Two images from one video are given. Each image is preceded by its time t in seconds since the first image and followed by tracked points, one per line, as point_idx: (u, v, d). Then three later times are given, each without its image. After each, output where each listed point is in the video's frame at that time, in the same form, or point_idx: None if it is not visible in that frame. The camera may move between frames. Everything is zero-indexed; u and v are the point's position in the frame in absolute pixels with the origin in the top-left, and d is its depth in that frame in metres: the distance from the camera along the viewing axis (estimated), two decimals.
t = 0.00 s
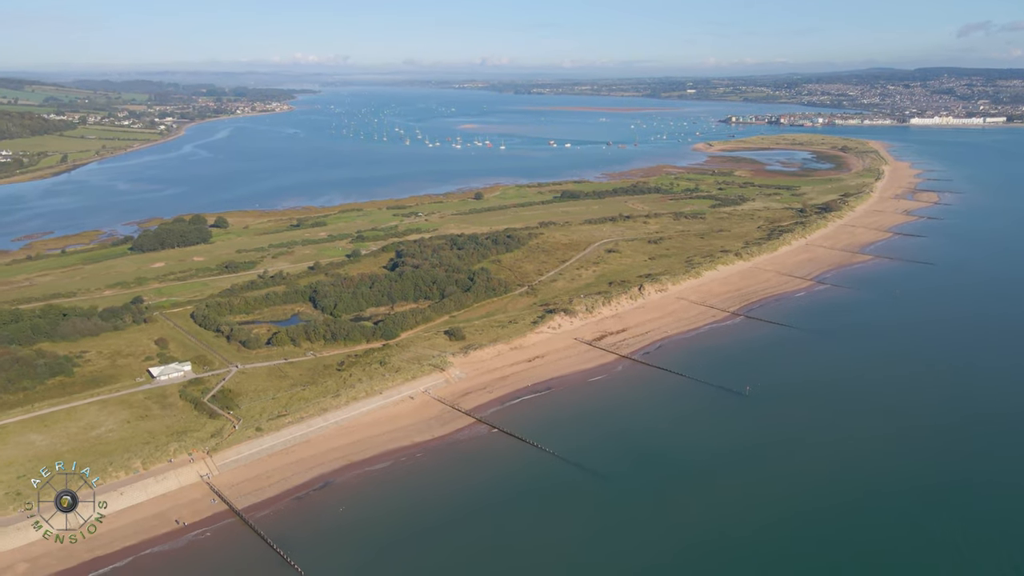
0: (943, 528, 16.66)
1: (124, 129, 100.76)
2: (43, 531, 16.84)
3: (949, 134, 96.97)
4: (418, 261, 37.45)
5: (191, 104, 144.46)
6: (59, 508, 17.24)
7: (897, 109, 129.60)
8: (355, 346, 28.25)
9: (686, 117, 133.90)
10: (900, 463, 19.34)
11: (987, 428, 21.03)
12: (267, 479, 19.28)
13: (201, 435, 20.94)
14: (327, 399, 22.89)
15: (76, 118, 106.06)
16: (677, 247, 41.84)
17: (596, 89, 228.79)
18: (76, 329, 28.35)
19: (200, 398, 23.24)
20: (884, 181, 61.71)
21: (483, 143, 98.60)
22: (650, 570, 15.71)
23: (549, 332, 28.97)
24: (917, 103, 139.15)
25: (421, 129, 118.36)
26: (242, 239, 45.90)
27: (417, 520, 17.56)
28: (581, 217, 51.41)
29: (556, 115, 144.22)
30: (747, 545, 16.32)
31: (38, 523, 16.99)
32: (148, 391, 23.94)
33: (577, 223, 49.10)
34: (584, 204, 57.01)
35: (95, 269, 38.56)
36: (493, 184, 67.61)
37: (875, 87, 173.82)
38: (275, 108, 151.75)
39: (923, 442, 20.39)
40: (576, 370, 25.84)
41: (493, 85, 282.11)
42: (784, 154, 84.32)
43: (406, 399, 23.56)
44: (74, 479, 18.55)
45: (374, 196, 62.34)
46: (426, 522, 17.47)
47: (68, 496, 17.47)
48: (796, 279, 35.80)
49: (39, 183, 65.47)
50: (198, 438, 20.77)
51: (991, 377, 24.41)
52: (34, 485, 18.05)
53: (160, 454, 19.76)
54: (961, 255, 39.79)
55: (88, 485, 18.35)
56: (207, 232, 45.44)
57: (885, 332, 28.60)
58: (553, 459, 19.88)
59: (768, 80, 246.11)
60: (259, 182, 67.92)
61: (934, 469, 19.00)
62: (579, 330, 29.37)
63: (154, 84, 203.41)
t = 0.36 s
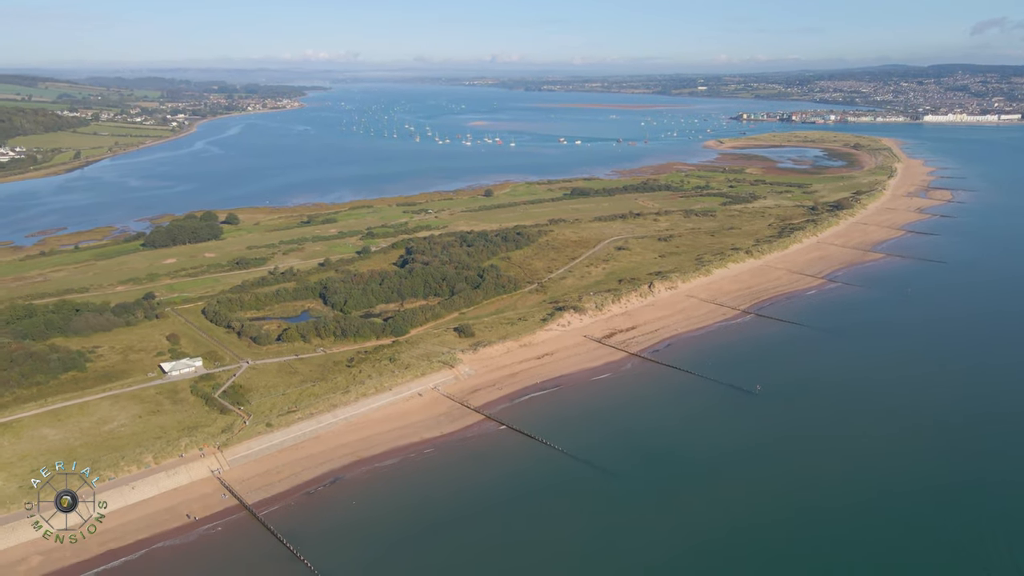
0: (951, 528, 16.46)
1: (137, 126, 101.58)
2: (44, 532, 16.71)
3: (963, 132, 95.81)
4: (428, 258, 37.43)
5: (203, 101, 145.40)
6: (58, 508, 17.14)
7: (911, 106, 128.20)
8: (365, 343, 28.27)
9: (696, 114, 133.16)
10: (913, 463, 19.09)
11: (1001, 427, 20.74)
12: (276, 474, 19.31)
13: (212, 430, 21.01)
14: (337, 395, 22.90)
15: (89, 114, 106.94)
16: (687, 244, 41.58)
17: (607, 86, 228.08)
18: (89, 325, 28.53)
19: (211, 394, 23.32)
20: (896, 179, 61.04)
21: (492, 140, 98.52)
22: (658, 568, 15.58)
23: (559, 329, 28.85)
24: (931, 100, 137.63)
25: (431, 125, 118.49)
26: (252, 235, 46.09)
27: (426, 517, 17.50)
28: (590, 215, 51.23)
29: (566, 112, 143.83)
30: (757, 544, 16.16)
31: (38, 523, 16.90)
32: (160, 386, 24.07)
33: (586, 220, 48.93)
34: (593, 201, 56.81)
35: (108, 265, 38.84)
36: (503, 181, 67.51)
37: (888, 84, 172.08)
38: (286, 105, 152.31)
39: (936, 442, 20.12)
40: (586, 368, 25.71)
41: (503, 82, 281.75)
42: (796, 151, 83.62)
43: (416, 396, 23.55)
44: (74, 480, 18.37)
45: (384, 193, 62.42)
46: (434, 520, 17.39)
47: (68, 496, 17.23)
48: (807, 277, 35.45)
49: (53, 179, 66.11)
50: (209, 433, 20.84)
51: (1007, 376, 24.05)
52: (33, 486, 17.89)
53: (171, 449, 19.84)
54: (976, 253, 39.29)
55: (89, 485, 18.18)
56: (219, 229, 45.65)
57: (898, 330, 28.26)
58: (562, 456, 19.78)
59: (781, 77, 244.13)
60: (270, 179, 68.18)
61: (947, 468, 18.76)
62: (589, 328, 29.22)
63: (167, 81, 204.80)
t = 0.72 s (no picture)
0: (965, 528, 16.24)
1: (149, 123, 102.29)
2: (43, 532, 16.59)
3: (978, 129, 94.68)
4: (438, 255, 37.40)
5: (215, 98, 146.24)
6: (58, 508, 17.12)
7: (924, 104, 126.90)
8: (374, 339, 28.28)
9: (707, 111, 132.38)
10: (925, 462, 18.87)
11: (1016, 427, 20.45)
12: (286, 470, 19.35)
13: (223, 425, 21.08)
14: (347, 392, 22.93)
15: (102, 111, 107.78)
16: (697, 242, 41.30)
17: (617, 83, 227.06)
18: (101, 320, 28.72)
19: (222, 389, 23.42)
20: (909, 176, 60.41)
21: (502, 137, 98.40)
22: (667, 567, 15.46)
23: (568, 327, 28.73)
24: (945, 97, 136.15)
25: (441, 123, 118.57)
26: (263, 232, 46.27)
27: (435, 514, 17.46)
28: (600, 212, 51.05)
29: (577, 110, 143.42)
30: (766, 543, 16.01)
31: (37, 523, 16.78)
32: (172, 382, 24.21)
33: (596, 217, 48.73)
34: (603, 198, 56.61)
35: (121, 261, 39.10)
36: (513, 178, 67.41)
37: (901, 81, 170.30)
38: (297, 102, 152.84)
39: (948, 441, 19.88)
40: (595, 366, 25.58)
41: (513, 79, 281.64)
42: (808, 149, 82.94)
43: (425, 393, 23.52)
44: (74, 480, 18.28)
45: (394, 190, 62.48)
46: (443, 517, 17.34)
47: (68, 497, 17.27)
48: (818, 276, 35.10)
49: (66, 175, 66.66)
50: (220, 428, 20.92)
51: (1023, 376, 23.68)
52: (33, 485, 17.79)
53: (182, 444, 19.93)
54: (991, 252, 38.77)
55: (89, 486, 18.10)
56: (230, 225, 45.87)
57: (909, 329, 27.92)
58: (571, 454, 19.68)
59: (793, 74, 241.69)
60: (281, 176, 68.44)
61: (959, 468, 18.53)
62: (598, 325, 29.07)
63: (179, 79, 206.22)
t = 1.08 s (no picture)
0: (980, 528, 16.04)
1: (161, 120, 103.02)
2: (44, 532, 16.55)
3: (992, 127, 93.59)
4: (448, 252, 37.38)
5: (225, 95, 146.94)
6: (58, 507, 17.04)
7: (938, 101, 125.45)
8: (384, 336, 28.31)
9: (718, 109, 131.56)
10: (940, 462, 18.62)
11: None
12: (296, 466, 19.39)
13: (234, 421, 21.17)
14: (357, 388, 22.96)
15: (115, 108, 108.57)
16: (708, 240, 41.02)
17: (627, 81, 226.27)
18: (114, 316, 28.91)
19: (233, 385, 23.50)
20: (923, 174, 59.76)
21: (512, 134, 98.23)
22: (678, 565, 15.35)
23: (578, 324, 28.63)
24: (959, 94, 134.50)
25: (451, 120, 118.55)
26: (273, 228, 46.47)
27: (443, 510, 17.43)
28: (609, 209, 50.88)
29: (587, 107, 143.03)
30: (779, 542, 15.86)
31: (37, 523, 16.65)
32: (183, 378, 24.34)
33: (605, 215, 48.55)
34: (612, 195, 56.38)
35: (133, 257, 39.35)
36: (523, 176, 67.32)
37: (915, 77, 168.55)
38: (308, 99, 153.40)
39: (962, 440, 19.62)
40: (605, 363, 25.46)
41: (522, 76, 281.45)
42: (820, 146, 82.25)
43: (434, 390, 23.49)
44: (74, 480, 18.18)
45: (404, 187, 62.57)
46: (452, 513, 17.32)
47: (68, 496, 17.15)
48: (830, 274, 34.76)
49: (79, 172, 67.23)
50: (230, 424, 20.99)
51: None
52: (33, 485, 17.65)
53: (193, 439, 20.02)
54: (1007, 250, 38.24)
55: (89, 485, 18.00)
56: (241, 222, 46.12)
57: (922, 328, 27.57)
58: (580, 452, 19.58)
59: (805, 70, 240.04)
60: (291, 173, 68.69)
61: (974, 468, 18.30)
62: (608, 323, 28.94)
63: (191, 76, 207.47)
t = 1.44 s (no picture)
0: (993, 528, 15.88)
1: (173, 117, 103.74)
2: (44, 532, 16.47)
3: (1007, 125, 92.38)
4: (457, 249, 37.33)
5: (236, 92, 147.39)
6: (59, 507, 16.94)
7: (952, 98, 124.02)
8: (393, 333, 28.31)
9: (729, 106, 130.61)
10: (952, 462, 18.41)
11: None
12: (306, 461, 19.43)
13: (244, 417, 21.25)
14: (366, 385, 22.97)
15: (127, 105, 109.26)
16: (718, 238, 40.75)
17: (638, 78, 225.25)
18: (126, 312, 29.10)
19: (244, 381, 23.57)
20: (936, 172, 59.04)
21: (522, 131, 97.98)
22: (688, 564, 15.24)
23: (587, 322, 28.49)
24: (974, 92, 132.78)
25: (460, 117, 118.47)
26: (284, 225, 46.62)
27: (452, 507, 17.40)
28: (618, 207, 50.66)
29: (597, 104, 142.47)
30: (790, 542, 15.71)
31: (38, 524, 16.54)
32: (194, 373, 24.45)
33: (615, 213, 48.32)
34: (622, 193, 56.13)
35: (145, 253, 39.59)
36: (533, 173, 67.18)
37: (929, 74, 166.72)
38: (318, 96, 153.84)
39: (976, 441, 19.39)
40: (614, 361, 25.33)
41: (533, 73, 281.05)
42: (832, 144, 81.49)
43: (443, 387, 23.47)
44: (73, 480, 18.04)
45: (413, 184, 62.58)
46: (460, 511, 17.27)
47: (68, 496, 17.05)
48: (841, 273, 34.41)
49: (92, 169, 67.80)
50: (241, 420, 21.05)
51: None
52: (33, 486, 17.49)
53: (203, 435, 20.09)
54: None
55: (89, 485, 17.89)
56: (251, 219, 46.29)
57: (935, 327, 27.25)
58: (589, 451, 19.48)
59: (818, 67, 237.75)
60: (302, 170, 68.85)
61: (988, 468, 18.07)
62: (617, 321, 28.79)
63: (203, 73, 208.44)
